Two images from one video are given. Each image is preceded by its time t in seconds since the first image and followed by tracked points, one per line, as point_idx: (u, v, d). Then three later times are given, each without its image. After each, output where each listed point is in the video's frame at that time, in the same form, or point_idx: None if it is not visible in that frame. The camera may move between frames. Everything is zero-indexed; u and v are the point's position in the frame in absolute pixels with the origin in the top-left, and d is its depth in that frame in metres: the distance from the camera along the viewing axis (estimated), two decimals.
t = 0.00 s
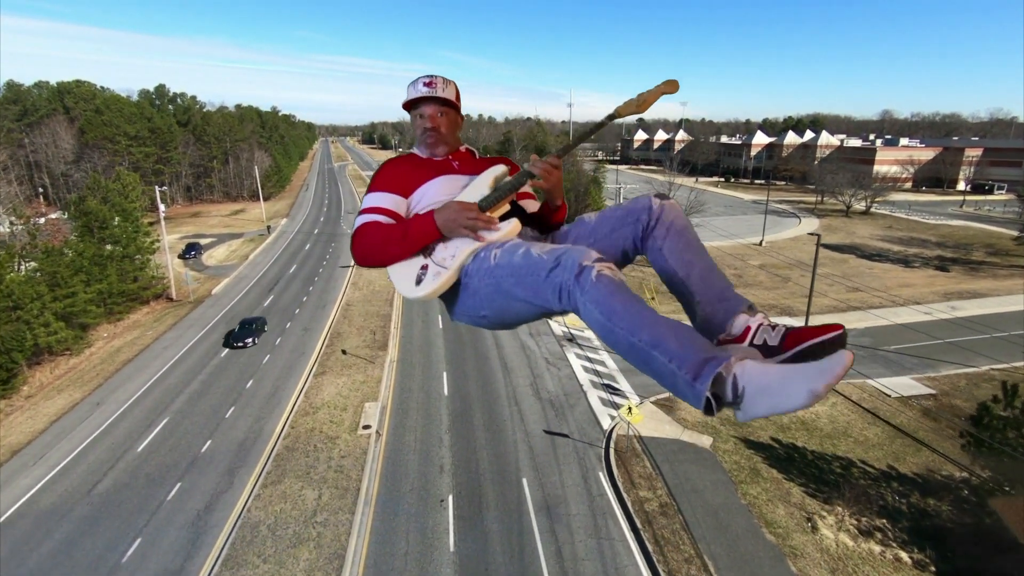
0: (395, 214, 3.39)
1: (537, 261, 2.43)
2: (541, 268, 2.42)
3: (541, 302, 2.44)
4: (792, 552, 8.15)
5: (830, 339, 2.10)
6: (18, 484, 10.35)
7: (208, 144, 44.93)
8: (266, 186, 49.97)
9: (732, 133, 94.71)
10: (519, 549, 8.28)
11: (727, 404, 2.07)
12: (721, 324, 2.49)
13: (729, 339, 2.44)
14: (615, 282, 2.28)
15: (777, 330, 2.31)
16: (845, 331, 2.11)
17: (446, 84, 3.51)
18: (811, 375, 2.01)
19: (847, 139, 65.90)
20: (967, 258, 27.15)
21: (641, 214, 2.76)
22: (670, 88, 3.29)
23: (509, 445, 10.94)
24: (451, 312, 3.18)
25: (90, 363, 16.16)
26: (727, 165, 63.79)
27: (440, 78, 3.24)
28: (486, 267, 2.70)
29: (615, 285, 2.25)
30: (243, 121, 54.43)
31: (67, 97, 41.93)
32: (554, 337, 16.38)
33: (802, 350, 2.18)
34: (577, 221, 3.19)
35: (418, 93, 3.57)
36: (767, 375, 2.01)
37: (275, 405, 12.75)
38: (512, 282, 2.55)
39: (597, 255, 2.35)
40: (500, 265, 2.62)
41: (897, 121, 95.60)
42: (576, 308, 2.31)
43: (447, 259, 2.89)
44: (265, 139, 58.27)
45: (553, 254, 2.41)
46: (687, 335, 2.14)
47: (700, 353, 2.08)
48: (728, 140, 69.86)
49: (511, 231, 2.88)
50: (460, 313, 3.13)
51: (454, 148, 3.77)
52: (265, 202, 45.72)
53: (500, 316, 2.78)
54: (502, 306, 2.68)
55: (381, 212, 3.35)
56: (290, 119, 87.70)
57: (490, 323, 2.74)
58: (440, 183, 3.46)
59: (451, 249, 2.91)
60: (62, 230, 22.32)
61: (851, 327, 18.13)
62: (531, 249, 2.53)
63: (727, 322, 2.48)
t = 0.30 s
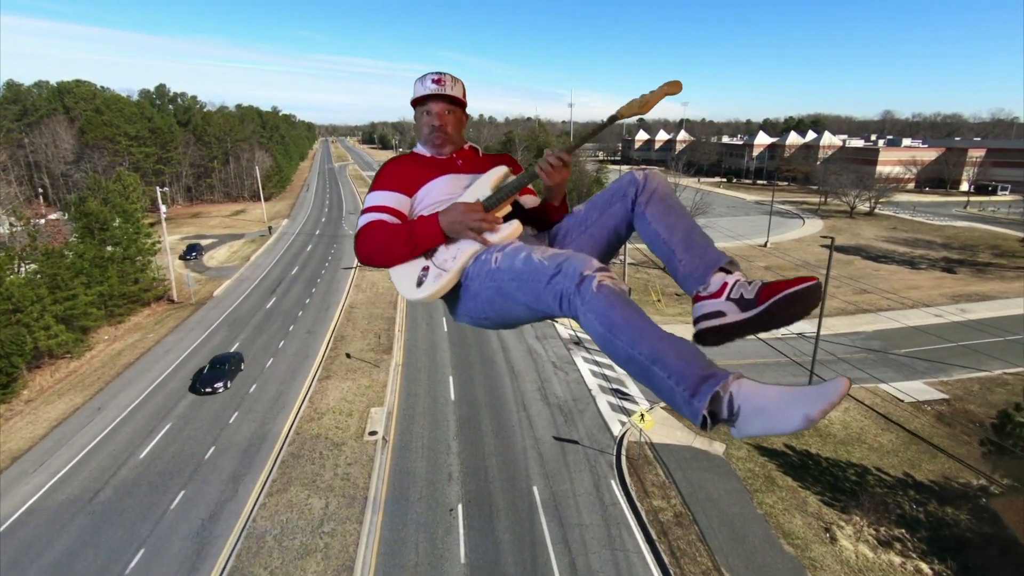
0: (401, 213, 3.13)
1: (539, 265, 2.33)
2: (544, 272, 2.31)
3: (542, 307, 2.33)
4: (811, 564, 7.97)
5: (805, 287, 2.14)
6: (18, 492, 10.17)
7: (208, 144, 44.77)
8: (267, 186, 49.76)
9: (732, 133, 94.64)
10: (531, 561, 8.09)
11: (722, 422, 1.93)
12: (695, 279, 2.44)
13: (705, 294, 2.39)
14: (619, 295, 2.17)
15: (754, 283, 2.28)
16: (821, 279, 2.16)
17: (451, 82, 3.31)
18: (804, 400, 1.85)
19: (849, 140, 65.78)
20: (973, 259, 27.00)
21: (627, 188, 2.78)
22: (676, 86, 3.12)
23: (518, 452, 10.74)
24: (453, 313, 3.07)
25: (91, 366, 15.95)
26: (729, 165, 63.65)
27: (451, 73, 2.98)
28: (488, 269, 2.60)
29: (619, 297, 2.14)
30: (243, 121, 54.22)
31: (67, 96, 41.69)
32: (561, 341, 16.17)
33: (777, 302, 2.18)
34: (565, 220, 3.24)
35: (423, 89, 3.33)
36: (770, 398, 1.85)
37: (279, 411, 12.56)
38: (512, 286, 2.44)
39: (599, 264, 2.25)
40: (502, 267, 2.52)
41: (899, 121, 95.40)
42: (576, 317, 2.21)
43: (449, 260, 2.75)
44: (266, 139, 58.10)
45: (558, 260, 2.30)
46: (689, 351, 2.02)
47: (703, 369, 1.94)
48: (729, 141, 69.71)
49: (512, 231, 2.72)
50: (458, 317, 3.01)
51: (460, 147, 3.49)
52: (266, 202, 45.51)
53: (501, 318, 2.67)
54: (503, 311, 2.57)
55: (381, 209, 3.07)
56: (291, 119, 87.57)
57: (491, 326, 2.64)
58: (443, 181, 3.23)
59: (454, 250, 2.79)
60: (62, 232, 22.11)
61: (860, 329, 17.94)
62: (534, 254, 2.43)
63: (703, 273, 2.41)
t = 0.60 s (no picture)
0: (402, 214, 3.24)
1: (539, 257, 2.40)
2: (544, 264, 2.39)
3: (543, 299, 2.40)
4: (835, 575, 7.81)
5: (848, 256, 2.09)
6: (23, 499, 9.98)
7: (210, 144, 44.61)
8: (269, 186, 49.51)
9: (734, 133, 94.43)
10: (549, 571, 7.92)
11: (731, 400, 2.00)
12: (733, 280, 2.36)
13: (749, 285, 2.29)
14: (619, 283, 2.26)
15: (794, 263, 2.21)
16: (861, 243, 2.12)
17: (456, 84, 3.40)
18: (815, 367, 1.92)
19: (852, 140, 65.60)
20: (981, 261, 26.84)
21: (634, 203, 2.73)
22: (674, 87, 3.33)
23: (531, 458, 10.58)
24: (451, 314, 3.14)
25: (95, 369, 15.77)
26: (731, 165, 63.48)
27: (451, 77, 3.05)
28: (488, 264, 2.67)
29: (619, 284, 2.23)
30: (244, 121, 54.03)
31: (68, 96, 41.49)
32: (570, 343, 16.02)
33: (826, 275, 2.11)
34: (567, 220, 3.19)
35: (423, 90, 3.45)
36: (776, 367, 1.95)
37: (287, 415, 12.38)
38: (513, 281, 2.50)
39: (599, 255, 2.33)
40: (502, 262, 2.60)
41: (901, 121, 95.23)
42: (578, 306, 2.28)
43: (449, 258, 2.84)
44: (267, 139, 57.87)
45: (556, 252, 2.39)
46: (691, 332, 2.11)
47: (705, 348, 2.04)
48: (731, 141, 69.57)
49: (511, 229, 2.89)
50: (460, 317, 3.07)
51: (460, 147, 3.58)
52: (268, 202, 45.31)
53: (504, 314, 2.70)
54: (505, 306, 2.62)
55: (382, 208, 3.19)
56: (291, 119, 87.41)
57: (493, 323, 2.69)
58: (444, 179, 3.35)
59: (454, 249, 2.88)
60: (64, 233, 21.93)
61: (871, 332, 17.79)
62: (532, 248, 2.52)
63: (739, 270, 2.34)
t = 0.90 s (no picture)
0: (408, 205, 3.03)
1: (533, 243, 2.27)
2: (537, 249, 2.26)
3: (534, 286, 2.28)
4: None
5: (867, 233, 1.98)
6: (32, 505, 9.82)
7: (212, 144, 44.49)
8: (272, 187, 49.35)
9: (736, 133, 94.33)
10: None
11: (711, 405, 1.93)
12: (747, 268, 2.19)
13: (765, 272, 2.14)
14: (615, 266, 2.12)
15: (811, 242, 2.09)
16: (879, 222, 2.00)
17: (463, 86, 3.32)
18: (784, 379, 1.88)
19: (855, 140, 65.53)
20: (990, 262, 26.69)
21: (635, 201, 2.50)
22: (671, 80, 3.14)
23: (548, 464, 10.41)
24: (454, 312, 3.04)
25: (101, 372, 15.60)
26: (734, 166, 63.39)
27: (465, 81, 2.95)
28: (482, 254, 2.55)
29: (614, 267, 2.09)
30: (246, 121, 53.88)
31: (70, 96, 41.32)
32: (581, 346, 15.85)
33: (843, 254, 2.00)
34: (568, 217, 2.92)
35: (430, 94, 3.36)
36: (750, 377, 1.88)
37: (298, 419, 12.22)
38: (506, 270, 2.38)
39: (593, 234, 2.17)
40: (496, 250, 2.47)
41: (903, 121, 95.29)
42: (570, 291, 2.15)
43: (448, 260, 2.68)
44: (269, 138, 57.71)
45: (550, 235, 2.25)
46: (681, 330, 2.00)
47: (692, 351, 1.94)
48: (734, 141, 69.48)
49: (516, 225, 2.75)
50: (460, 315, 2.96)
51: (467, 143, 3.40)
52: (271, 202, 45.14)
53: (501, 313, 2.59)
54: (499, 301, 2.50)
55: (385, 195, 2.99)
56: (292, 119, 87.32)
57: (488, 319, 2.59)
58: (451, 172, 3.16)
59: (452, 251, 2.71)
60: (68, 233, 21.76)
61: (883, 334, 17.64)
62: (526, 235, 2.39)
63: (754, 257, 2.17)
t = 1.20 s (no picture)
0: (404, 204, 3.08)
1: (524, 222, 2.32)
2: (528, 226, 2.30)
3: (522, 263, 2.32)
4: None
5: (882, 152, 2.07)
6: (47, 513, 9.67)
7: (215, 144, 44.47)
8: (275, 187, 49.19)
9: (738, 133, 94.17)
10: None
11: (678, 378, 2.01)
12: (790, 239, 2.17)
13: (814, 232, 2.12)
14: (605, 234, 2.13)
15: (838, 187, 2.16)
16: (885, 138, 2.12)
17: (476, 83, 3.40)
18: (754, 372, 2.01)
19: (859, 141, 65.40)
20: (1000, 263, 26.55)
21: (641, 229, 2.37)
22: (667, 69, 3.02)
23: (568, 469, 10.28)
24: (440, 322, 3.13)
25: (111, 375, 15.46)
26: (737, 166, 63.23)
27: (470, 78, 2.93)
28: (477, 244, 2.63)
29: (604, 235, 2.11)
30: (248, 121, 53.73)
31: (73, 96, 41.14)
32: (595, 349, 15.72)
33: (875, 176, 2.07)
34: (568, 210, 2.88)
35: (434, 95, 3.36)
36: (724, 366, 1.98)
37: (313, 423, 12.07)
38: (498, 251, 2.43)
39: (583, 202, 2.19)
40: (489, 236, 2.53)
41: (905, 121, 95.22)
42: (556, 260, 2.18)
43: (444, 259, 2.76)
44: (271, 138, 57.53)
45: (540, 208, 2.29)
46: (660, 306, 2.05)
47: (668, 329, 2.00)
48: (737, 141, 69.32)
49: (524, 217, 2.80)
50: (462, 312, 3.04)
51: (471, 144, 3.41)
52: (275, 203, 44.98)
53: (498, 302, 2.61)
54: (490, 288, 2.57)
55: (382, 192, 3.07)
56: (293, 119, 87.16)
57: (483, 309, 2.65)
58: (452, 169, 3.19)
59: (449, 252, 2.78)
60: (74, 235, 21.61)
61: (898, 336, 17.51)
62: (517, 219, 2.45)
63: (791, 227, 2.18)
